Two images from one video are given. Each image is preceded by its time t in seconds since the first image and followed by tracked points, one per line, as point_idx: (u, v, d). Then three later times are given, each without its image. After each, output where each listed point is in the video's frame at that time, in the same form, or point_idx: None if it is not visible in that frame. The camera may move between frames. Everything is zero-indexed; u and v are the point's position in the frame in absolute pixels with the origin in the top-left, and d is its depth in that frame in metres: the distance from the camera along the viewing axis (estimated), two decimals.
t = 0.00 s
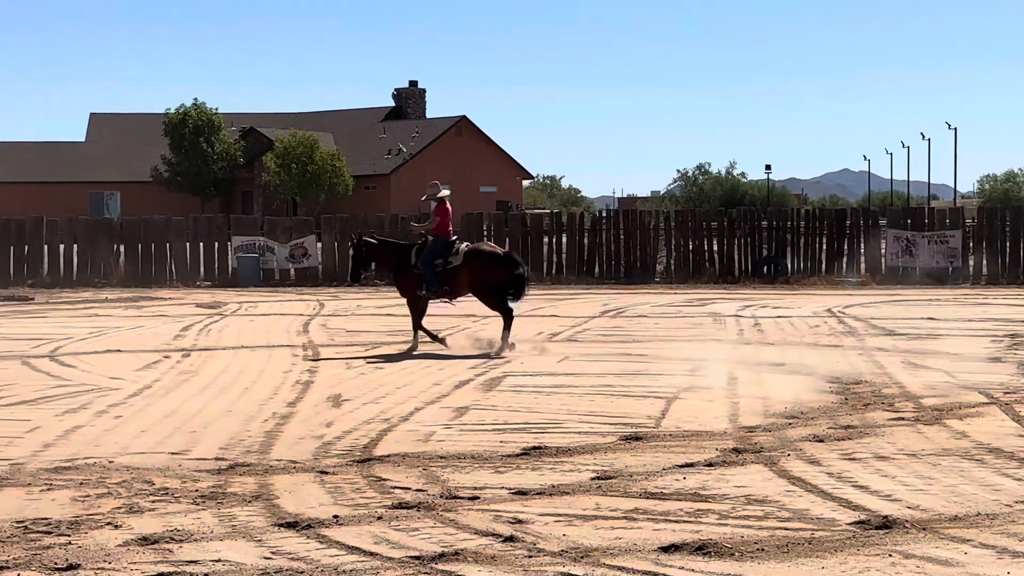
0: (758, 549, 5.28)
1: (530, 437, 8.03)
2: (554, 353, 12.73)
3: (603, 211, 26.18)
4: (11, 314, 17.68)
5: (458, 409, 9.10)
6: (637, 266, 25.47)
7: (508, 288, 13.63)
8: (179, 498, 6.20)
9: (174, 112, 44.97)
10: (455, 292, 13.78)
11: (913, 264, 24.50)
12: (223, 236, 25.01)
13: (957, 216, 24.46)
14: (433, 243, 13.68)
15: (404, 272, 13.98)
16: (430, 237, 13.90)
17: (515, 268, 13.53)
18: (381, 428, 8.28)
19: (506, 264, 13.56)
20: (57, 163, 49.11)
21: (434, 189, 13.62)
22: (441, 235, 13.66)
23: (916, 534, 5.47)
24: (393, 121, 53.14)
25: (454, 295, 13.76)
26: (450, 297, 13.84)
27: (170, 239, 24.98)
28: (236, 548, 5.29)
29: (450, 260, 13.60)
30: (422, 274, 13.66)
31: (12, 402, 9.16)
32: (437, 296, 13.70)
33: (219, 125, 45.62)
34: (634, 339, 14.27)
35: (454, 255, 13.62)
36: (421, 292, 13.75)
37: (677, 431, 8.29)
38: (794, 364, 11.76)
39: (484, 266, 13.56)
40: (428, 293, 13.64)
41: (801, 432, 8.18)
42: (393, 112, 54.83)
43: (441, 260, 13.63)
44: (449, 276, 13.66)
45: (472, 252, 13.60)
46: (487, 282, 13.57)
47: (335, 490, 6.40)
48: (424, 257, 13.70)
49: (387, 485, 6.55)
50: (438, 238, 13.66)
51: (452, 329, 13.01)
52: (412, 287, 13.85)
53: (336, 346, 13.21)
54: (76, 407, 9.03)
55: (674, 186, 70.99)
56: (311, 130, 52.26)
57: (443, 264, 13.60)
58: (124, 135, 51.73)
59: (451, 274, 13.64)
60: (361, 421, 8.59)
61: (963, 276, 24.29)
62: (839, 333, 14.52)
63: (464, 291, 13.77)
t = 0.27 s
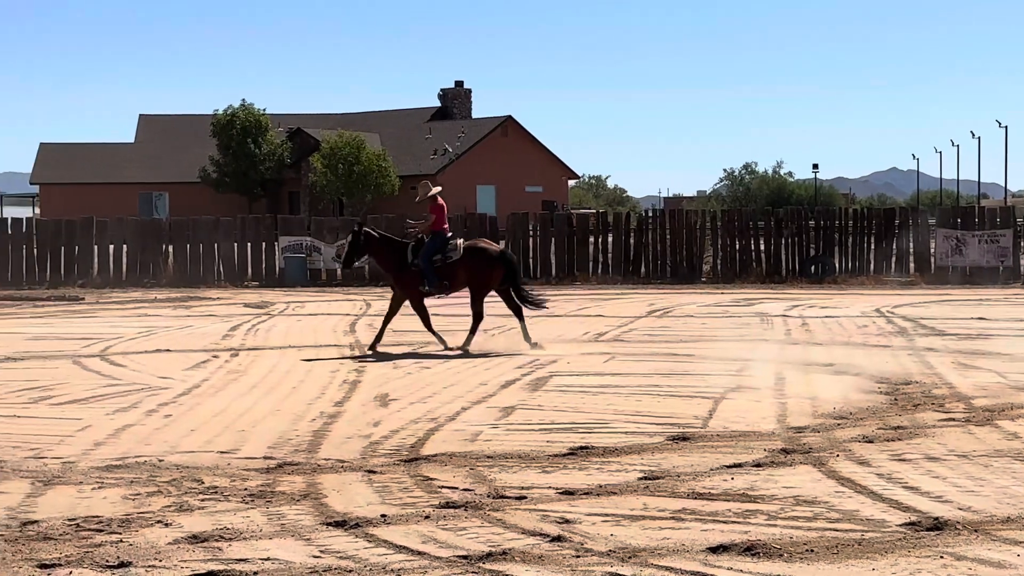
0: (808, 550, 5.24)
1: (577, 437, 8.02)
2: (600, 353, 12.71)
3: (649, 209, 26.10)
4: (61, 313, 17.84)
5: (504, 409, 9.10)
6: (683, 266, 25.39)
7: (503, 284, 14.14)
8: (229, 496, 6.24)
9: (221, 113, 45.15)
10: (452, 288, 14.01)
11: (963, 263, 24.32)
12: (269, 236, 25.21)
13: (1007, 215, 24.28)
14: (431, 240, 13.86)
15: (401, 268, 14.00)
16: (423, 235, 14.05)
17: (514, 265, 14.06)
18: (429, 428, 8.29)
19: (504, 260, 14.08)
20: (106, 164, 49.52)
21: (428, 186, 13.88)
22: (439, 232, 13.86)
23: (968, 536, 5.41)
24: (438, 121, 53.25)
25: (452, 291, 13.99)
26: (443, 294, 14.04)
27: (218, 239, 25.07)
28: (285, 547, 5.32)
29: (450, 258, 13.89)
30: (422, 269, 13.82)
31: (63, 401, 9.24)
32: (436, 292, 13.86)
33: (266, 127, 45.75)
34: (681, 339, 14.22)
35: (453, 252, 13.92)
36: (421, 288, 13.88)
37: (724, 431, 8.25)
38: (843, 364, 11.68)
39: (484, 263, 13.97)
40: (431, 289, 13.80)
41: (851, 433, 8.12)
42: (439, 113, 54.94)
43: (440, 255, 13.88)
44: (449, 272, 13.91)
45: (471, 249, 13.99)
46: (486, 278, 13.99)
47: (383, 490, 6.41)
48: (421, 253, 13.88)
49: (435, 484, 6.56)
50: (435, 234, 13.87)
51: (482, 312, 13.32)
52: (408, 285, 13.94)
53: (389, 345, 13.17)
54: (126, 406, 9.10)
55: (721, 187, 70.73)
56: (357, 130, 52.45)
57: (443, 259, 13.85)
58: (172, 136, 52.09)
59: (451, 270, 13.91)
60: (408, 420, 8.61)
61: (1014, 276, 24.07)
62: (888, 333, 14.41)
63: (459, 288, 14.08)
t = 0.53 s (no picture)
0: (857, 552, 5.20)
1: (624, 437, 8.00)
2: (646, 354, 12.67)
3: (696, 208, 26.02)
4: (111, 313, 17.99)
5: (550, 409, 9.09)
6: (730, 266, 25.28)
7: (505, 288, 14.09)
8: (276, 496, 6.27)
9: (269, 113, 45.47)
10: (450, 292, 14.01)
11: (1014, 262, 24.15)
12: (318, 235, 25.26)
13: None
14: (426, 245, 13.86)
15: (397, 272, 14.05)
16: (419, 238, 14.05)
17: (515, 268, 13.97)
18: (475, 428, 8.30)
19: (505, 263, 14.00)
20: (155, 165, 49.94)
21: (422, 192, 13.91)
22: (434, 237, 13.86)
23: (1021, 539, 5.35)
24: (484, 121, 53.33)
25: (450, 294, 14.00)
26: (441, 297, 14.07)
27: (266, 239, 25.21)
28: (333, 546, 5.34)
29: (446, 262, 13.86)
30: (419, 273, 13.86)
31: (113, 400, 9.32)
32: (432, 296, 13.90)
33: (314, 127, 46.01)
34: (728, 339, 14.17)
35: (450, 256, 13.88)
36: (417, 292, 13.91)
37: (772, 432, 8.20)
38: (892, 365, 11.60)
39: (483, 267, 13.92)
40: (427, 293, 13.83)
41: (900, 434, 8.05)
42: (485, 113, 55.02)
43: (438, 260, 13.87)
44: (447, 276, 13.91)
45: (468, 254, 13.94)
46: (487, 281, 13.91)
47: (430, 490, 6.42)
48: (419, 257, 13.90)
49: (482, 484, 6.56)
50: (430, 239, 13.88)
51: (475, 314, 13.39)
52: (405, 288, 13.97)
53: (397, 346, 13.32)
54: (174, 405, 9.16)
55: (768, 188, 70.43)
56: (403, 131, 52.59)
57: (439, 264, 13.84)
58: (220, 137, 52.45)
59: (449, 274, 13.90)
60: (455, 420, 8.62)
61: None
62: (937, 333, 14.31)
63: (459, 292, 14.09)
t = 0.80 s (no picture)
0: (907, 555, 5.16)
1: (671, 439, 7.97)
2: (693, 354, 12.63)
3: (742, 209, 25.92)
4: (161, 313, 18.12)
5: (597, 410, 9.07)
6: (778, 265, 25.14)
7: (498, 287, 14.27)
8: (324, 495, 6.29)
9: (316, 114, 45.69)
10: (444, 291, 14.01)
11: None
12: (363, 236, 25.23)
13: None
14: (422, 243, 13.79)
15: (390, 271, 13.88)
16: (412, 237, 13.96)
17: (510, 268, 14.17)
18: (522, 428, 8.29)
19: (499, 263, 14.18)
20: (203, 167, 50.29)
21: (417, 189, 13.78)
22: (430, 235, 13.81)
23: None
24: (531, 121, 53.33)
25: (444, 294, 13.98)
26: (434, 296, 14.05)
27: (312, 240, 25.24)
28: (380, 545, 5.35)
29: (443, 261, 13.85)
30: (417, 272, 13.79)
31: (162, 400, 9.38)
32: (430, 295, 13.86)
33: (361, 127, 46.18)
34: (776, 339, 14.09)
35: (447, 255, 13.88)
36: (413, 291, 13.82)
37: (821, 433, 8.15)
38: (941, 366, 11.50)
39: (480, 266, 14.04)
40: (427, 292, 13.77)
41: (951, 436, 7.98)
42: (531, 113, 55.03)
43: (435, 259, 13.84)
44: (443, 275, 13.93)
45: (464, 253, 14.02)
46: (484, 280, 14.05)
47: (477, 490, 6.42)
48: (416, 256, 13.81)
49: (528, 484, 6.56)
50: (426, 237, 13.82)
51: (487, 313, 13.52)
52: (401, 287, 13.83)
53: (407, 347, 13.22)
54: (223, 404, 9.22)
55: (816, 188, 70.03)
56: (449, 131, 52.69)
57: (438, 262, 13.83)
58: (269, 138, 52.76)
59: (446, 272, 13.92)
60: (502, 421, 8.62)
61: None
62: (988, 334, 14.18)
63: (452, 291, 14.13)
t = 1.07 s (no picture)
0: (957, 558, 5.11)
1: (718, 440, 7.94)
2: (740, 355, 12.57)
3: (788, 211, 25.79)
4: (209, 314, 18.22)
5: (643, 410, 9.05)
6: (825, 266, 24.99)
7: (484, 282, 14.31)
8: (371, 495, 6.31)
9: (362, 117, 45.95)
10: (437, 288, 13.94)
11: None
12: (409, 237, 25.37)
13: None
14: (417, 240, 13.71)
15: (388, 269, 13.69)
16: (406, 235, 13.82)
17: (499, 264, 14.28)
18: (568, 429, 8.28)
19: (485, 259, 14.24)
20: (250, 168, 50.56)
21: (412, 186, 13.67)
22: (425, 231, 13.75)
23: None
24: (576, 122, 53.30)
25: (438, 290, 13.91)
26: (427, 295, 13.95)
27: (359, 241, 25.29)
28: (427, 546, 5.36)
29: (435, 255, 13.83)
30: (417, 268, 13.66)
31: (210, 400, 9.44)
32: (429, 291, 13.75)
33: (406, 129, 46.41)
34: (824, 341, 14.01)
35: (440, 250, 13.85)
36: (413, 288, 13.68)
37: (869, 435, 8.09)
38: (991, 368, 11.39)
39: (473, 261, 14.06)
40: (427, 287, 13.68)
41: (1001, 438, 7.90)
42: (577, 114, 54.98)
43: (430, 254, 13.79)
44: (438, 270, 13.87)
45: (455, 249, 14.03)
46: (476, 276, 14.08)
47: (523, 490, 6.42)
48: (414, 253, 13.70)
49: (574, 485, 6.55)
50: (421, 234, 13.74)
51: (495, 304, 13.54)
52: (402, 285, 13.65)
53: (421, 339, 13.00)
54: (270, 404, 9.27)
55: (863, 188, 69.58)
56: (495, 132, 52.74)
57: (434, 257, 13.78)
58: (316, 139, 52.98)
59: (441, 268, 13.88)
60: (548, 421, 8.62)
61: None
62: None
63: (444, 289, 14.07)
